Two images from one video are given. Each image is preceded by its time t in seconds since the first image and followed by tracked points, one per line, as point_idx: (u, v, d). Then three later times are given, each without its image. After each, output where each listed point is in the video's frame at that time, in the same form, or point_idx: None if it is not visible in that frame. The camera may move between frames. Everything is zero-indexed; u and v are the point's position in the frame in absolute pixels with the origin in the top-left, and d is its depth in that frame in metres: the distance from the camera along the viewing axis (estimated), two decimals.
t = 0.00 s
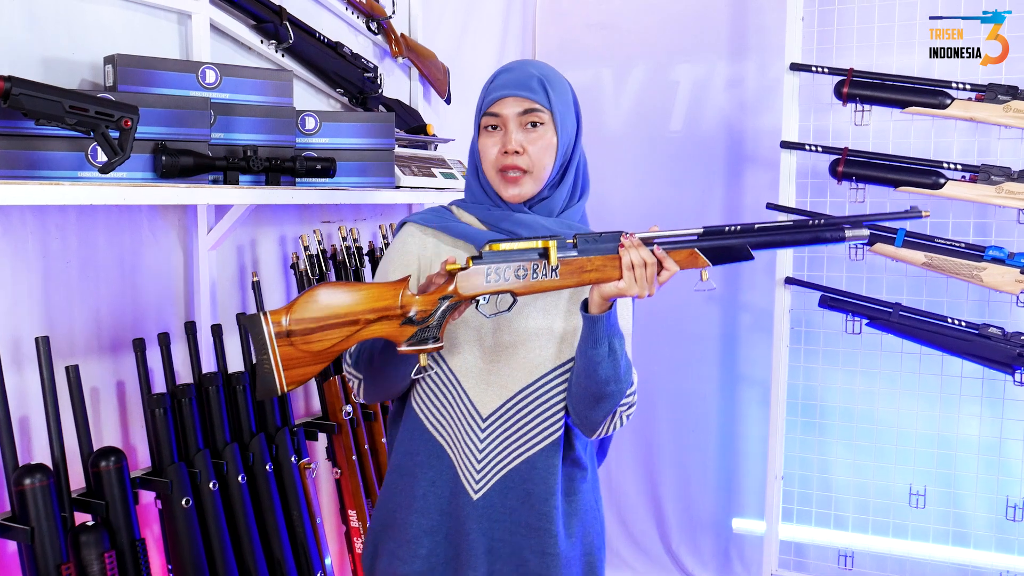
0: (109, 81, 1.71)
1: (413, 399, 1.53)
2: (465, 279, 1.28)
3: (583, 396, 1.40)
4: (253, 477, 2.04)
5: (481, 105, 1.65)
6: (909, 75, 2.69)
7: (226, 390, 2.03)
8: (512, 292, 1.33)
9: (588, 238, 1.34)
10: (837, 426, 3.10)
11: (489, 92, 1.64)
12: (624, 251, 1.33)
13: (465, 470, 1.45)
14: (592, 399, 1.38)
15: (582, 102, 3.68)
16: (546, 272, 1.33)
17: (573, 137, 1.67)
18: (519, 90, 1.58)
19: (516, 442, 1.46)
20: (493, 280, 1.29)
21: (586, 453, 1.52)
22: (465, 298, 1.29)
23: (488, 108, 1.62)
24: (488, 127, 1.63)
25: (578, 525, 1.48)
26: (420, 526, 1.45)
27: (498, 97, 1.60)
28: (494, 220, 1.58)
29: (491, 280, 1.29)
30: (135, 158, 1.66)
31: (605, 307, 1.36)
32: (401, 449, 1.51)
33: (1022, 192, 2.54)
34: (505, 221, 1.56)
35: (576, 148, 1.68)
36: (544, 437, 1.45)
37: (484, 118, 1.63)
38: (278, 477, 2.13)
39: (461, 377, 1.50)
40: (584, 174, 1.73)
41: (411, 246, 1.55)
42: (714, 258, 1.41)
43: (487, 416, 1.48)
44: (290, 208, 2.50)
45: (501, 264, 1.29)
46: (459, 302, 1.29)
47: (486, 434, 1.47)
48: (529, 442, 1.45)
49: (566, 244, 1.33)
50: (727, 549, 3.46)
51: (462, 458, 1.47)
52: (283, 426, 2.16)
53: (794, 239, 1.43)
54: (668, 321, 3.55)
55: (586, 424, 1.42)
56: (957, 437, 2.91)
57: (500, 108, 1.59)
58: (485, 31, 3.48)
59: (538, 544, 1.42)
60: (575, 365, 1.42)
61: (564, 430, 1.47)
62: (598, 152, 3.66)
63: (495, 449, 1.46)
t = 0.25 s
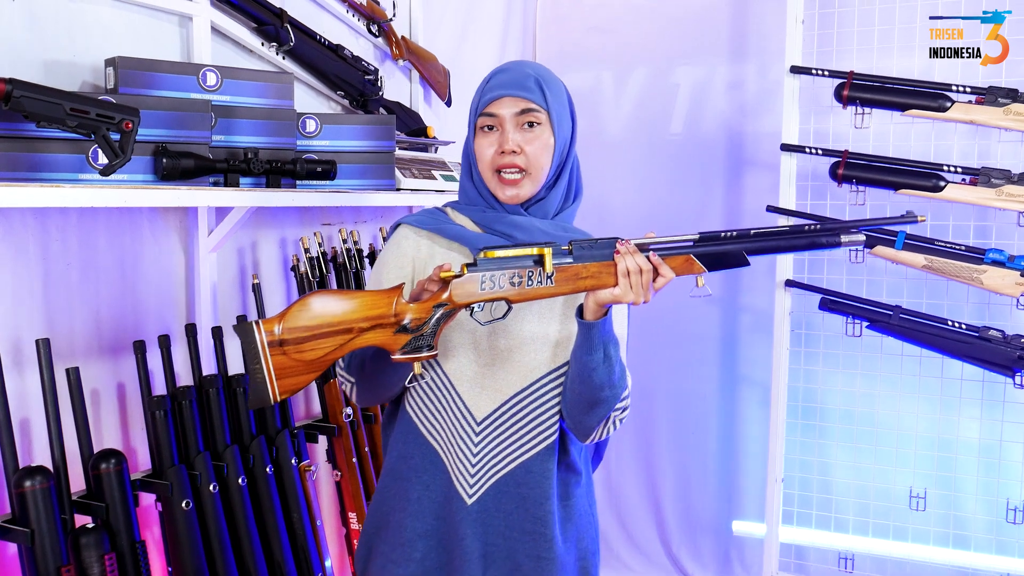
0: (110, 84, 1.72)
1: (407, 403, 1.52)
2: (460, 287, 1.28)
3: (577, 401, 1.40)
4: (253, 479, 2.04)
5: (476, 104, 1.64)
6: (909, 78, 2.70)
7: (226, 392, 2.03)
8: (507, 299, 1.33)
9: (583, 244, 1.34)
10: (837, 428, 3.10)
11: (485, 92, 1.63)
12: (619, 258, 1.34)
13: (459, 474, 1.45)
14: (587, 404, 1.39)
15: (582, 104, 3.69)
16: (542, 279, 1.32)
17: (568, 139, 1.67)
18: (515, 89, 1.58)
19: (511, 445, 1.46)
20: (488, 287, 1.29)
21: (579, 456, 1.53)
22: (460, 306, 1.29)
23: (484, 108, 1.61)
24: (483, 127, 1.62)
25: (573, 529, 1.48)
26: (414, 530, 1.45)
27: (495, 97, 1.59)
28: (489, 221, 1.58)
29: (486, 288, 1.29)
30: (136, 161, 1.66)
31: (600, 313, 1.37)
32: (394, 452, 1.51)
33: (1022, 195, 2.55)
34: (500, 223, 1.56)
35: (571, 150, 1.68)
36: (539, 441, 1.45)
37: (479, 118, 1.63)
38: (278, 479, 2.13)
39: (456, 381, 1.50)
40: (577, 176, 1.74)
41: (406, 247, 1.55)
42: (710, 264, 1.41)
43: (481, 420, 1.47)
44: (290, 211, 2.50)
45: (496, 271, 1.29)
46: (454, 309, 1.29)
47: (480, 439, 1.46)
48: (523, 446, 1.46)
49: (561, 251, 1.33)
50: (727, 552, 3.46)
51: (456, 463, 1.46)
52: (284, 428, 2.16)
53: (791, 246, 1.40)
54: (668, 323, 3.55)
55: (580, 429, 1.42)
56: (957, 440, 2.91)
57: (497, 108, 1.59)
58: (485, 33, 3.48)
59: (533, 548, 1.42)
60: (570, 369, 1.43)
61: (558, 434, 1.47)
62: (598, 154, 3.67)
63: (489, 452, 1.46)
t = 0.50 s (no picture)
0: (109, 86, 1.72)
1: (399, 403, 1.52)
2: (456, 282, 1.29)
3: (573, 398, 1.40)
4: (252, 480, 2.04)
5: (471, 101, 1.64)
6: (908, 78, 2.70)
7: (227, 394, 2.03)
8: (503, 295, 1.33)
9: (579, 239, 1.34)
10: (837, 428, 3.10)
11: (481, 88, 1.64)
12: (615, 252, 1.34)
13: (453, 474, 1.45)
14: (583, 401, 1.39)
15: (581, 105, 3.69)
16: (538, 273, 1.33)
17: (563, 139, 1.68)
18: (511, 86, 1.58)
19: (505, 446, 1.46)
20: (484, 283, 1.30)
21: (575, 461, 1.53)
22: (457, 302, 1.30)
23: (479, 105, 1.61)
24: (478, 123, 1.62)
25: (568, 530, 1.48)
26: (408, 531, 1.45)
27: (490, 93, 1.59)
28: (481, 221, 1.58)
29: (483, 284, 1.30)
30: (135, 163, 1.66)
31: (597, 308, 1.37)
32: (386, 453, 1.50)
33: (1021, 195, 2.55)
34: (493, 222, 1.56)
35: (565, 149, 1.68)
36: (532, 441, 1.46)
37: (474, 114, 1.62)
38: (279, 481, 2.13)
39: (449, 380, 1.50)
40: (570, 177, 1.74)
41: (398, 247, 1.54)
42: (706, 257, 1.42)
43: (474, 420, 1.48)
44: (290, 212, 2.50)
45: (493, 266, 1.29)
46: (450, 305, 1.30)
47: (474, 438, 1.47)
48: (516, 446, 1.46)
49: (557, 246, 1.33)
50: (727, 552, 3.46)
51: (449, 462, 1.46)
52: (284, 430, 2.16)
53: (784, 237, 1.45)
54: (667, 323, 3.55)
55: (576, 427, 1.43)
56: (957, 439, 2.91)
57: (492, 104, 1.59)
58: (484, 34, 3.48)
59: (528, 549, 1.42)
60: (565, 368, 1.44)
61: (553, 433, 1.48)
62: (598, 155, 3.67)
63: (482, 453, 1.46)
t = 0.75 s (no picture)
0: (107, 87, 1.72)
1: (394, 403, 1.52)
2: (451, 279, 1.29)
3: (568, 396, 1.40)
4: (253, 481, 2.05)
5: (463, 96, 1.65)
6: (906, 76, 2.70)
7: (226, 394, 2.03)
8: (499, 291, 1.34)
9: (574, 234, 1.35)
10: (837, 427, 3.10)
11: (474, 84, 1.64)
12: (611, 247, 1.35)
13: (449, 474, 1.45)
14: (579, 399, 1.39)
15: (580, 105, 3.69)
16: (534, 270, 1.34)
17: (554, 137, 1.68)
18: (504, 80, 1.59)
19: (501, 444, 1.46)
20: (480, 280, 1.31)
21: (572, 460, 1.53)
22: (452, 299, 1.30)
23: (471, 99, 1.62)
24: (470, 118, 1.62)
25: (566, 529, 1.48)
26: (405, 531, 1.45)
27: (483, 87, 1.60)
28: (472, 217, 1.57)
29: (479, 280, 1.31)
30: (134, 163, 1.66)
31: (593, 303, 1.38)
32: (382, 454, 1.50)
33: (1020, 192, 2.55)
34: (484, 218, 1.56)
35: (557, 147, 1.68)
36: (528, 439, 1.46)
37: (466, 109, 1.63)
38: (278, 482, 2.13)
39: (443, 379, 1.49)
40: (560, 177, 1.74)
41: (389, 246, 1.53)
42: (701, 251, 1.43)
43: (470, 419, 1.47)
44: (288, 212, 2.50)
45: (488, 263, 1.30)
46: (446, 302, 1.30)
47: (469, 437, 1.46)
48: (513, 443, 1.46)
49: (552, 241, 1.34)
50: (728, 551, 3.47)
51: (445, 462, 1.46)
52: (284, 430, 2.16)
53: (780, 230, 1.44)
54: (666, 322, 3.55)
55: (571, 424, 1.43)
56: (956, 437, 2.91)
57: (485, 98, 1.59)
58: (482, 34, 3.48)
59: (526, 549, 1.42)
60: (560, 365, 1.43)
61: (549, 430, 1.48)
62: (597, 154, 3.67)
63: (478, 451, 1.46)
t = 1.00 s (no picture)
0: (105, 85, 1.71)
1: (392, 404, 1.51)
2: (452, 277, 1.29)
3: (568, 394, 1.40)
4: (252, 480, 2.05)
5: (457, 95, 1.64)
6: (906, 75, 2.70)
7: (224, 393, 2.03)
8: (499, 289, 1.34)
9: (575, 233, 1.35)
10: (836, 426, 3.10)
11: (467, 82, 1.63)
12: (612, 245, 1.35)
13: (447, 474, 1.45)
14: (578, 397, 1.39)
15: (580, 104, 3.69)
16: (535, 268, 1.34)
17: (549, 135, 1.68)
18: (498, 79, 1.59)
19: (499, 444, 1.46)
20: (480, 279, 1.31)
21: (570, 456, 1.54)
22: (453, 297, 1.30)
23: (465, 99, 1.61)
24: (464, 118, 1.61)
25: (565, 529, 1.48)
26: (403, 532, 1.45)
27: (476, 87, 1.59)
28: (468, 217, 1.57)
29: (479, 278, 1.31)
30: (133, 162, 1.66)
31: (593, 301, 1.37)
32: (380, 455, 1.50)
33: (1019, 191, 2.55)
34: (479, 218, 1.55)
35: (551, 145, 1.68)
36: (527, 439, 1.46)
37: (460, 108, 1.62)
38: (277, 480, 2.13)
39: (441, 379, 1.49)
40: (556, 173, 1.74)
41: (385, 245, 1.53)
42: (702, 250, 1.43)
43: (468, 419, 1.47)
44: (287, 211, 2.50)
45: (488, 261, 1.30)
46: (447, 300, 1.30)
47: (468, 438, 1.46)
48: (512, 444, 1.46)
49: (553, 240, 1.34)
50: (727, 550, 3.47)
51: (444, 463, 1.46)
52: (283, 429, 2.16)
53: (782, 229, 1.45)
54: (665, 322, 3.55)
55: (571, 423, 1.43)
56: (956, 436, 2.91)
57: (479, 98, 1.59)
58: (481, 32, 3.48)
59: (525, 550, 1.42)
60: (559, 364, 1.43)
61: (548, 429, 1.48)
62: (596, 153, 3.67)
63: (477, 452, 1.46)
